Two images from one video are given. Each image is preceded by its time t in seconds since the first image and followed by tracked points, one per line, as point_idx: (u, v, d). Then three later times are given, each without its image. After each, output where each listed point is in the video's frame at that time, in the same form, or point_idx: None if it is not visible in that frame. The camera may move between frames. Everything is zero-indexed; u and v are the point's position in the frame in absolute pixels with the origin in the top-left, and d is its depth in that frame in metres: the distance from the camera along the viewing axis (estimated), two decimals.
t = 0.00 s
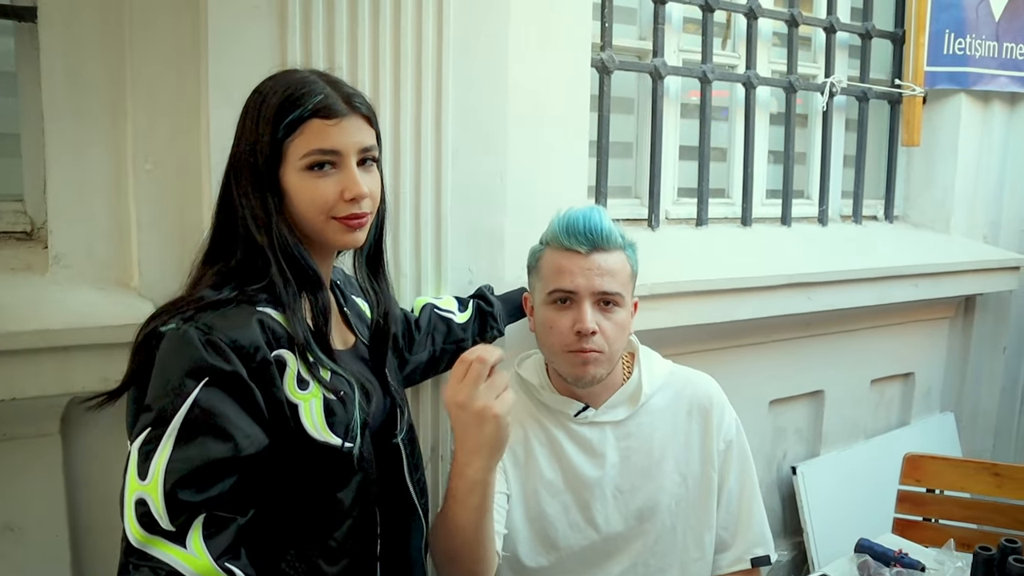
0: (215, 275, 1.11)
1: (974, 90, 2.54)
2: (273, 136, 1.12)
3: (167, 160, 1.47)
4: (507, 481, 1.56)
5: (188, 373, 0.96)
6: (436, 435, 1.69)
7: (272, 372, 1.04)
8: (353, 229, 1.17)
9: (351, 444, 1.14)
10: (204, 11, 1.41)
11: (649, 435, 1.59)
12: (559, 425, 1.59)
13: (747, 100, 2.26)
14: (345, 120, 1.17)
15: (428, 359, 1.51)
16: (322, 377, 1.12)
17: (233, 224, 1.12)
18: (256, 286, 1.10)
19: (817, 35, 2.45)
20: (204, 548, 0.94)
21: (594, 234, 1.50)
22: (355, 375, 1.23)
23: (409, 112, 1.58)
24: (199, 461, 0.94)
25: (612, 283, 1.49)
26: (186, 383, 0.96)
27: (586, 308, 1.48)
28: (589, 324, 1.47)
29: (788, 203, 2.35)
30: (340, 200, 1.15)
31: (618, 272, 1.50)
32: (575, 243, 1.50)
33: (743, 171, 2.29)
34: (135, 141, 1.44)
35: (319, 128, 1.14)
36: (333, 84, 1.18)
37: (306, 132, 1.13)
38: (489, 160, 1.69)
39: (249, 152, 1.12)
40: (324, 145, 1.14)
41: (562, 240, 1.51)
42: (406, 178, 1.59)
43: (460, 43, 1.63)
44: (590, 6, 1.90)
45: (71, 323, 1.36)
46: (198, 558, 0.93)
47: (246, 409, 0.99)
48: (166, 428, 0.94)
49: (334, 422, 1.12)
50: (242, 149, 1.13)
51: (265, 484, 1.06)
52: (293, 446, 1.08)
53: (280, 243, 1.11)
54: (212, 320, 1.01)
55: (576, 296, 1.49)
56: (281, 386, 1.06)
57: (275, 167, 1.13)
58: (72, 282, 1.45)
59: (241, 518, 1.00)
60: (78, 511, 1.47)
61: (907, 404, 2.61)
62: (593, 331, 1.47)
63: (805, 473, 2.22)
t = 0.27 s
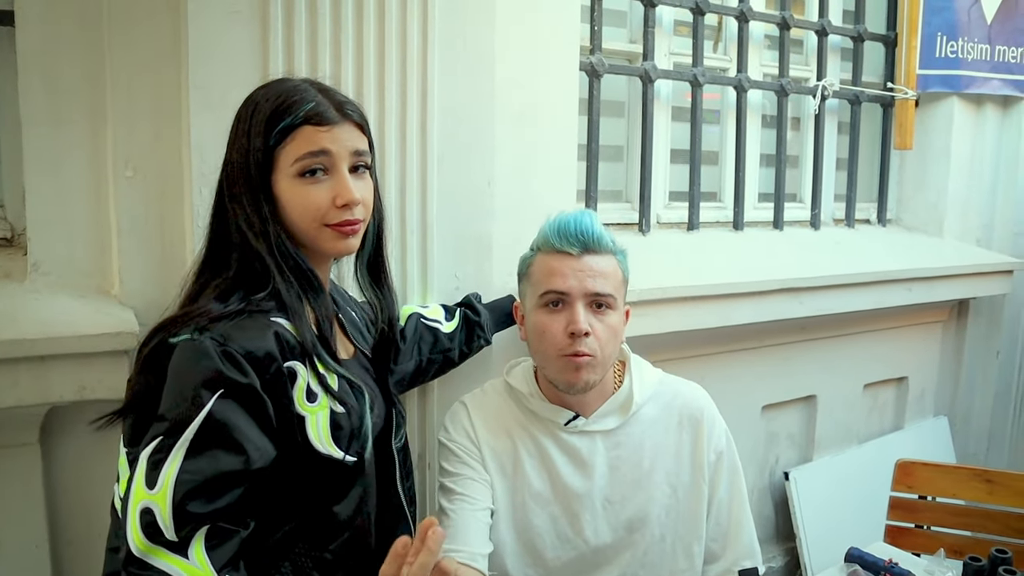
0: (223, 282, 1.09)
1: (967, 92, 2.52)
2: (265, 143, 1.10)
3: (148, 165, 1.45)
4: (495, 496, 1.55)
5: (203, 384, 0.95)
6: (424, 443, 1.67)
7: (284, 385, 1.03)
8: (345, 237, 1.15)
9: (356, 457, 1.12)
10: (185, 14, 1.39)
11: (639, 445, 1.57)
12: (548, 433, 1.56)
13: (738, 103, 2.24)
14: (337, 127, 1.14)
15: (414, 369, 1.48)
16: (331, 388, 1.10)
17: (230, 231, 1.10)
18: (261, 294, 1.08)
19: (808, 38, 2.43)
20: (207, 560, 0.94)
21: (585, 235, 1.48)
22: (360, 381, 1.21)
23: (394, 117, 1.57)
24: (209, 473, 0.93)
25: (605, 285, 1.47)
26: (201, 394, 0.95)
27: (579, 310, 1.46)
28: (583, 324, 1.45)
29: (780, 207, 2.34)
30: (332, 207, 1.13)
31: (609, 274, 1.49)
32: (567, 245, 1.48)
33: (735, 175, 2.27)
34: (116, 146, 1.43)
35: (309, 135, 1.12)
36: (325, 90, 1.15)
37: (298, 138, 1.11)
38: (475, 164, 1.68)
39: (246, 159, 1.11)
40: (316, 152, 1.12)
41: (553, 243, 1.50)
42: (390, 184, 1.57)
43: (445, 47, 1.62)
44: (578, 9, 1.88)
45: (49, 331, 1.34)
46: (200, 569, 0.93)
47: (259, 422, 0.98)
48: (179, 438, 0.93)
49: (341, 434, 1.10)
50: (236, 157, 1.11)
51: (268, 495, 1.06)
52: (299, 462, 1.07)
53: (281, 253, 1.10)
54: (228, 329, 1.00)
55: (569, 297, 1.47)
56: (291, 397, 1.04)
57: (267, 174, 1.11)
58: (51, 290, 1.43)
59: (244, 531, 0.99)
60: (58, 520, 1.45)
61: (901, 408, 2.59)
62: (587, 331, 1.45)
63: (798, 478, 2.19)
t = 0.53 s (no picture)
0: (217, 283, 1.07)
1: (975, 94, 2.51)
2: (271, 136, 1.09)
3: (149, 165, 1.44)
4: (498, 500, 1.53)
5: (190, 390, 0.93)
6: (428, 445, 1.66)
7: (276, 388, 1.00)
8: (352, 230, 1.13)
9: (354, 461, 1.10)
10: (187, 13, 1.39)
11: (644, 451, 1.55)
12: (551, 438, 1.54)
13: (744, 105, 2.22)
14: (343, 121, 1.13)
15: (420, 375, 1.47)
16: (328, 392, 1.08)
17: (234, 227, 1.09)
18: (249, 297, 1.06)
19: (815, 39, 2.42)
20: (205, 565, 0.91)
21: (579, 239, 1.47)
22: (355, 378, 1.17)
23: (397, 117, 1.55)
24: (203, 478, 0.91)
25: (603, 287, 1.45)
26: (188, 400, 0.92)
27: (580, 315, 1.44)
28: (585, 330, 1.42)
29: (786, 209, 2.32)
30: (339, 200, 1.11)
31: (607, 276, 1.47)
32: (562, 250, 1.46)
33: (741, 177, 2.26)
34: (117, 146, 1.42)
35: (316, 127, 1.11)
36: (330, 86, 1.15)
37: (304, 131, 1.10)
38: (480, 165, 1.66)
39: (252, 153, 1.09)
40: (322, 144, 1.11)
41: (547, 249, 1.47)
42: (394, 185, 1.55)
43: (449, 47, 1.60)
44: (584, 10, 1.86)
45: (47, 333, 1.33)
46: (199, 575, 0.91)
47: (250, 425, 0.96)
48: (168, 444, 0.91)
49: (339, 437, 1.08)
50: (243, 152, 1.10)
51: (268, 501, 1.03)
52: (298, 467, 1.04)
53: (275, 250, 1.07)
54: (215, 335, 0.97)
55: (568, 304, 1.44)
56: (285, 400, 1.02)
57: (273, 167, 1.10)
58: (51, 291, 1.42)
59: (244, 535, 0.96)
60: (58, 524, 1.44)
61: (909, 412, 2.57)
62: (590, 336, 1.42)
63: (805, 482, 2.17)
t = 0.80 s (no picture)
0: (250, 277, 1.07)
1: (989, 92, 2.49)
2: (284, 151, 1.10)
3: (167, 160, 1.46)
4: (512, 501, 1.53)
5: (233, 375, 0.93)
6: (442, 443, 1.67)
7: (311, 379, 1.02)
8: (384, 225, 1.14)
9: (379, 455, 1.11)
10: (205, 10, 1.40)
11: (656, 447, 1.55)
12: (563, 437, 1.55)
13: (758, 103, 2.22)
14: (350, 121, 1.13)
15: (435, 369, 1.48)
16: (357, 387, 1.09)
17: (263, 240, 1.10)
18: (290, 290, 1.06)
19: (828, 38, 2.42)
20: (237, 552, 0.92)
21: (587, 237, 1.46)
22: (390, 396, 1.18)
23: (412, 113, 1.57)
24: (242, 466, 0.91)
25: (612, 286, 1.44)
26: (230, 385, 0.93)
27: (589, 313, 1.43)
28: (593, 330, 1.42)
29: (800, 207, 2.32)
30: (365, 198, 1.12)
31: (616, 274, 1.46)
32: (571, 249, 1.46)
33: (754, 175, 2.26)
34: (136, 142, 1.44)
35: (324, 134, 1.11)
36: (333, 88, 1.15)
37: (313, 142, 1.10)
38: (494, 160, 1.67)
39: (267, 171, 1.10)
40: (335, 149, 1.11)
41: (556, 248, 1.47)
42: (409, 180, 1.57)
43: (464, 44, 1.62)
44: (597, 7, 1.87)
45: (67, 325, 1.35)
46: (231, 563, 0.91)
47: (286, 414, 0.97)
48: (210, 429, 0.91)
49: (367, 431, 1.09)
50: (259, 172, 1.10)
51: (290, 491, 1.04)
52: (323, 458, 1.05)
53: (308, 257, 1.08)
54: (257, 322, 0.98)
55: (576, 303, 1.44)
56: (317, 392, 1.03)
57: (292, 184, 1.10)
58: (71, 284, 1.44)
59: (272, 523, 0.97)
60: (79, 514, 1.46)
61: (924, 411, 2.55)
62: (600, 335, 1.42)
63: (820, 481, 2.16)
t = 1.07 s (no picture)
0: (259, 273, 1.06)
1: (1002, 87, 2.48)
2: (324, 144, 1.09)
3: (181, 153, 1.47)
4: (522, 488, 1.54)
5: (242, 368, 0.93)
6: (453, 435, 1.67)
7: (320, 371, 1.01)
8: (419, 222, 1.16)
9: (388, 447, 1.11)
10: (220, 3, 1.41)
11: (668, 441, 1.54)
12: (574, 427, 1.55)
13: (769, 98, 2.22)
14: (390, 118, 1.14)
15: (448, 360, 1.48)
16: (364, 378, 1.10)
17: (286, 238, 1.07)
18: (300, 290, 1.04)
19: (839, 34, 2.41)
20: (250, 543, 0.92)
21: (607, 227, 1.46)
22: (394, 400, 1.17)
23: (425, 106, 1.57)
24: (252, 457, 0.92)
25: (629, 278, 1.44)
26: (240, 378, 0.93)
27: (603, 303, 1.43)
28: (606, 319, 1.42)
29: (811, 203, 2.31)
30: (403, 194, 1.14)
31: (634, 267, 1.46)
32: (589, 239, 1.46)
33: (766, 170, 2.25)
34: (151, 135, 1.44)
35: (365, 129, 1.11)
36: (370, 86, 1.16)
37: (356, 135, 1.11)
38: (506, 152, 1.67)
39: (299, 164, 1.08)
40: (378, 144, 1.12)
41: (575, 236, 1.47)
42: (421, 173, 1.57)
43: (477, 37, 1.62)
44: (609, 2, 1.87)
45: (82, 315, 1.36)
46: (245, 553, 0.91)
47: (295, 406, 0.98)
48: (220, 422, 0.91)
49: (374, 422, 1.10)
50: (291, 163, 1.08)
51: (303, 484, 1.04)
52: (333, 449, 1.06)
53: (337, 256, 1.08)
54: (267, 316, 0.98)
55: (592, 292, 1.44)
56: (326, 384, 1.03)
57: (331, 177, 1.10)
58: (86, 274, 1.45)
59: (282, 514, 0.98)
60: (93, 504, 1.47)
61: (936, 408, 2.54)
62: (612, 325, 1.42)
63: (831, 477, 2.16)
